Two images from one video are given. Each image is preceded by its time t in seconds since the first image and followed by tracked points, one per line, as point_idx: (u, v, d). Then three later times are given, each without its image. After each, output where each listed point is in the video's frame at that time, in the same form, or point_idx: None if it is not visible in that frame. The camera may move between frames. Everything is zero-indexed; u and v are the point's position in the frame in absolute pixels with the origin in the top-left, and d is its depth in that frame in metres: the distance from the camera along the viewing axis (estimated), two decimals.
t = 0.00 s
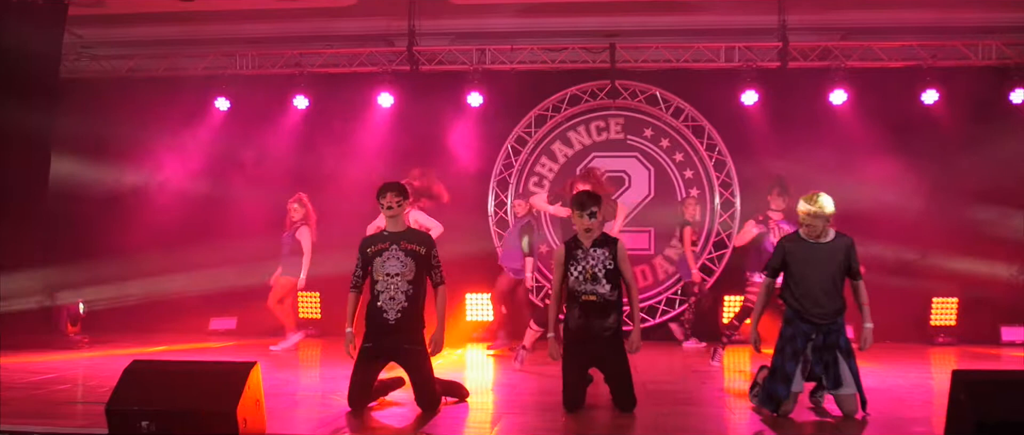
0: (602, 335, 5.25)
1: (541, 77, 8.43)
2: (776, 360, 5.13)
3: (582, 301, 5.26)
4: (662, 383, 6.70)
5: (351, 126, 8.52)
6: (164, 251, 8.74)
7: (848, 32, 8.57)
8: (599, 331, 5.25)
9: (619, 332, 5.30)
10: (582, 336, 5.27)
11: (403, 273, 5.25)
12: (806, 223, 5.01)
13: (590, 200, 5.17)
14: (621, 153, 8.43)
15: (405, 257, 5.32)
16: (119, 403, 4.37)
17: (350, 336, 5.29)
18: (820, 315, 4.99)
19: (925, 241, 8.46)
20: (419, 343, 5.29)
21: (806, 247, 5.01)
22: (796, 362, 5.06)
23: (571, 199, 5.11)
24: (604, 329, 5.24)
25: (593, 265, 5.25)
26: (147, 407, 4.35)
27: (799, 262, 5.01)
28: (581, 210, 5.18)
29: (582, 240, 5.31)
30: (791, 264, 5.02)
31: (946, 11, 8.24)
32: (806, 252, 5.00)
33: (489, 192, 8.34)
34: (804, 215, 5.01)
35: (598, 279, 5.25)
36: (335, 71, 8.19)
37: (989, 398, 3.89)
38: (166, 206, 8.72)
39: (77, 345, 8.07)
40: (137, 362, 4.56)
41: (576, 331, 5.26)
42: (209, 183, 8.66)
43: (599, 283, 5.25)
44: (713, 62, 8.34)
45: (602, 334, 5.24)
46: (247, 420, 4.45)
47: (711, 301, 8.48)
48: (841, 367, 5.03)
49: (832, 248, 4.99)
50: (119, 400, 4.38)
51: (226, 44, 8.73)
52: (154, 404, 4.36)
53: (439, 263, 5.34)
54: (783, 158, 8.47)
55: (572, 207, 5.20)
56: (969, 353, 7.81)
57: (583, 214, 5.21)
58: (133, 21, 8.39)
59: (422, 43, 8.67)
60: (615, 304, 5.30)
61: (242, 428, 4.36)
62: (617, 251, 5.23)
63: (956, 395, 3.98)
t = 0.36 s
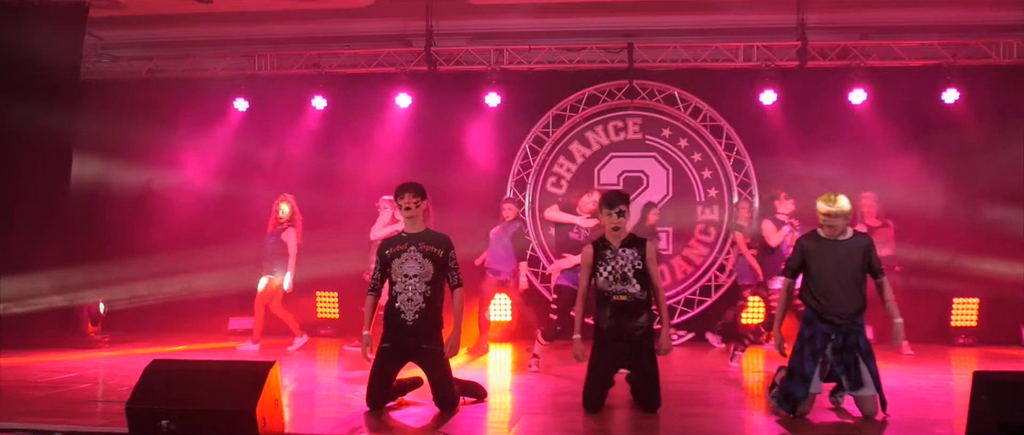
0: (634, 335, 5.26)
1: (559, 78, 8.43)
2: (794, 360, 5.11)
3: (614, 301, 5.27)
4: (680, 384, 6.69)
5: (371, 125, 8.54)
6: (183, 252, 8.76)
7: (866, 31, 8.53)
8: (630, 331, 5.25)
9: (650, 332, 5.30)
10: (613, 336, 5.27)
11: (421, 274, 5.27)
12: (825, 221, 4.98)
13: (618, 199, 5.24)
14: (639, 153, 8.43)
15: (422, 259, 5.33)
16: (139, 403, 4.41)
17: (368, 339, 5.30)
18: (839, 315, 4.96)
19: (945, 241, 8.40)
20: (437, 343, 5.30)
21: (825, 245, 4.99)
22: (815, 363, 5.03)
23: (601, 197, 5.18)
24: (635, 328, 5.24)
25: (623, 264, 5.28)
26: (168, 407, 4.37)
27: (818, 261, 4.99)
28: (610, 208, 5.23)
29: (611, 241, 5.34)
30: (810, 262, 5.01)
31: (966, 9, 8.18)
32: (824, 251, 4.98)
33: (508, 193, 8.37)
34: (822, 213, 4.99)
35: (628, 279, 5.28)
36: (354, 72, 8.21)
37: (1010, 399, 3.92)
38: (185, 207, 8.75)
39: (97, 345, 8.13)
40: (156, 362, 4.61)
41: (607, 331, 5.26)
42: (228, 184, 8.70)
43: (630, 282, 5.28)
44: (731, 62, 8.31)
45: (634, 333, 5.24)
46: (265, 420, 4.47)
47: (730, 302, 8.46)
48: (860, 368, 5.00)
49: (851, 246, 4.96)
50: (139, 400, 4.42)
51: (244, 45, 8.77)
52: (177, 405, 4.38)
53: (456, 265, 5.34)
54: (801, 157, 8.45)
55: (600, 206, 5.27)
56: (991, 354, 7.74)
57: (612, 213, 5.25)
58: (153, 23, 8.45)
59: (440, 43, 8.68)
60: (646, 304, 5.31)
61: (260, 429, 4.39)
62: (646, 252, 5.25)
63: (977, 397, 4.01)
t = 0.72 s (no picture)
0: (653, 334, 5.25)
1: (577, 78, 8.42)
2: (812, 361, 5.07)
3: (635, 301, 5.27)
4: (698, 384, 6.68)
5: (389, 125, 8.54)
6: (201, 252, 8.79)
7: (885, 30, 8.49)
8: (650, 330, 5.25)
9: (669, 332, 5.31)
10: (632, 335, 5.26)
11: (439, 275, 5.27)
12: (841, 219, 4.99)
13: (641, 198, 5.25)
14: (657, 153, 8.42)
15: (440, 259, 5.34)
16: (160, 399, 4.46)
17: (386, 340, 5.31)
18: (857, 315, 4.93)
19: (965, 241, 8.36)
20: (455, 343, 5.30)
21: (842, 244, 4.98)
22: (834, 364, 4.99)
23: (625, 196, 5.18)
24: (655, 328, 5.24)
25: (645, 264, 5.27)
26: (189, 406, 4.43)
27: (835, 260, 4.97)
28: (633, 207, 5.24)
29: (633, 240, 5.33)
30: (827, 262, 4.99)
31: (987, 8, 8.14)
32: (841, 249, 4.97)
33: (525, 192, 8.37)
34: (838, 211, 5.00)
35: (649, 279, 5.27)
36: (372, 72, 8.22)
37: None
38: (203, 207, 8.76)
39: (117, 344, 8.19)
40: (175, 361, 4.66)
41: (626, 330, 5.25)
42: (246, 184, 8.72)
43: (651, 282, 5.27)
44: (749, 61, 8.29)
45: (654, 333, 5.24)
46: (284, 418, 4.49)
47: (749, 302, 8.43)
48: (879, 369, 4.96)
49: (867, 245, 4.96)
50: (159, 396, 4.48)
51: (263, 45, 8.80)
52: (198, 405, 4.43)
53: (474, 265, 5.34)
54: (820, 157, 8.41)
55: (624, 204, 5.26)
56: (1012, 355, 7.69)
57: (634, 212, 5.26)
58: (173, 24, 8.50)
59: (457, 44, 8.69)
60: (665, 304, 5.31)
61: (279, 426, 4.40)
62: (668, 252, 5.25)
63: (1000, 398, 3.99)
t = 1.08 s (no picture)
0: (672, 335, 5.26)
1: (599, 78, 8.41)
2: (837, 362, 5.06)
3: (654, 301, 5.29)
4: (720, 384, 6.66)
5: (412, 126, 8.56)
6: (224, 252, 8.83)
7: (911, 29, 8.43)
8: (670, 331, 5.26)
9: (689, 333, 5.31)
10: (652, 336, 5.28)
11: (462, 275, 5.29)
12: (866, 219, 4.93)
13: (664, 198, 5.27)
14: (680, 153, 8.40)
15: (462, 259, 5.35)
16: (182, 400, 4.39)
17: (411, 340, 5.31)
18: (882, 316, 4.89)
19: (992, 241, 8.28)
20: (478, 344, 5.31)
21: (866, 244, 4.92)
22: (858, 365, 4.97)
23: (648, 196, 5.21)
24: (674, 329, 5.25)
25: (666, 265, 5.29)
26: (230, 405, 4.34)
27: (859, 261, 4.92)
28: (656, 208, 5.26)
29: (655, 241, 5.35)
30: (851, 263, 4.93)
31: (1015, 5, 8.05)
32: (866, 250, 4.91)
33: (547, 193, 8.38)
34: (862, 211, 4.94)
35: (670, 280, 5.28)
36: (395, 73, 8.23)
37: None
38: (227, 207, 8.81)
39: (141, 344, 8.25)
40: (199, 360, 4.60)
41: (645, 330, 5.27)
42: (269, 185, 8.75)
43: (671, 283, 5.28)
44: (772, 60, 8.26)
45: (673, 334, 5.25)
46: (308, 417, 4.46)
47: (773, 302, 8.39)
48: (904, 370, 4.93)
49: (892, 245, 4.90)
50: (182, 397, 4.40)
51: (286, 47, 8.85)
52: (236, 404, 4.34)
53: (496, 265, 5.34)
54: (844, 157, 8.36)
55: (647, 204, 5.29)
56: None
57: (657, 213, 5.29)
58: (197, 25, 8.57)
59: (479, 44, 8.70)
60: (684, 306, 5.31)
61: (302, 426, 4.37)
62: (690, 254, 5.26)
63: None
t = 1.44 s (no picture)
0: (710, 337, 5.22)
1: (634, 78, 8.39)
2: (878, 364, 4.99)
3: (691, 303, 5.25)
4: (761, 386, 6.61)
5: (447, 126, 8.55)
6: (261, 252, 8.90)
7: (952, 26, 8.32)
8: (707, 333, 5.22)
9: (726, 335, 5.26)
10: (688, 337, 5.24)
11: (499, 275, 5.34)
12: (908, 218, 4.89)
13: (701, 198, 5.24)
14: (718, 152, 8.36)
15: (500, 259, 5.39)
16: (223, 398, 4.49)
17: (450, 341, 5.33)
18: (924, 316, 4.83)
19: None
20: (514, 344, 5.31)
21: (908, 243, 4.87)
22: (900, 367, 4.91)
23: (684, 197, 5.19)
24: (712, 331, 5.21)
25: (703, 266, 5.25)
26: (259, 405, 4.45)
27: (901, 260, 4.86)
28: (694, 208, 5.23)
29: (693, 242, 5.32)
30: (893, 262, 4.88)
31: None
32: (908, 249, 4.86)
33: (584, 193, 8.36)
34: (904, 210, 4.90)
35: (707, 281, 5.24)
36: (431, 74, 8.24)
37: None
38: (265, 208, 8.89)
39: (181, 343, 8.26)
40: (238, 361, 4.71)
41: (683, 332, 5.24)
42: (306, 186, 8.81)
43: (708, 284, 5.24)
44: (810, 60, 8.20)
45: (711, 336, 5.21)
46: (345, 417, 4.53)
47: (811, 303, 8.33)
48: (948, 373, 4.85)
49: (935, 244, 4.84)
50: (223, 394, 4.51)
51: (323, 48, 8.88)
52: (268, 405, 4.45)
53: (533, 265, 5.37)
54: (884, 156, 8.27)
55: (684, 205, 5.27)
56: None
57: (695, 214, 5.26)
58: (236, 28, 8.68)
59: (515, 44, 8.70)
60: (722, 307, 5.27)
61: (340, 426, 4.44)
62: (727, 255, 5.21)
63: None
